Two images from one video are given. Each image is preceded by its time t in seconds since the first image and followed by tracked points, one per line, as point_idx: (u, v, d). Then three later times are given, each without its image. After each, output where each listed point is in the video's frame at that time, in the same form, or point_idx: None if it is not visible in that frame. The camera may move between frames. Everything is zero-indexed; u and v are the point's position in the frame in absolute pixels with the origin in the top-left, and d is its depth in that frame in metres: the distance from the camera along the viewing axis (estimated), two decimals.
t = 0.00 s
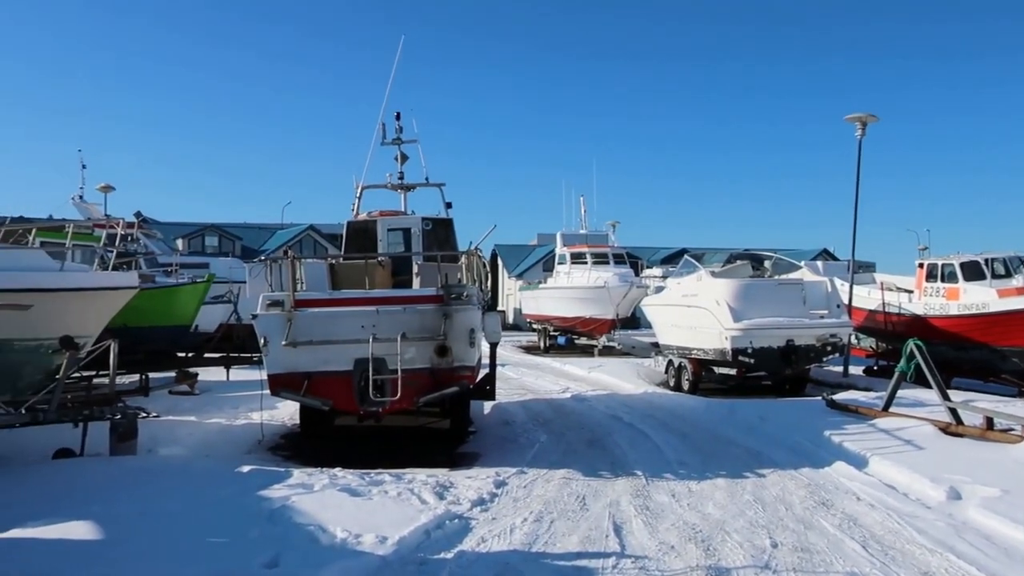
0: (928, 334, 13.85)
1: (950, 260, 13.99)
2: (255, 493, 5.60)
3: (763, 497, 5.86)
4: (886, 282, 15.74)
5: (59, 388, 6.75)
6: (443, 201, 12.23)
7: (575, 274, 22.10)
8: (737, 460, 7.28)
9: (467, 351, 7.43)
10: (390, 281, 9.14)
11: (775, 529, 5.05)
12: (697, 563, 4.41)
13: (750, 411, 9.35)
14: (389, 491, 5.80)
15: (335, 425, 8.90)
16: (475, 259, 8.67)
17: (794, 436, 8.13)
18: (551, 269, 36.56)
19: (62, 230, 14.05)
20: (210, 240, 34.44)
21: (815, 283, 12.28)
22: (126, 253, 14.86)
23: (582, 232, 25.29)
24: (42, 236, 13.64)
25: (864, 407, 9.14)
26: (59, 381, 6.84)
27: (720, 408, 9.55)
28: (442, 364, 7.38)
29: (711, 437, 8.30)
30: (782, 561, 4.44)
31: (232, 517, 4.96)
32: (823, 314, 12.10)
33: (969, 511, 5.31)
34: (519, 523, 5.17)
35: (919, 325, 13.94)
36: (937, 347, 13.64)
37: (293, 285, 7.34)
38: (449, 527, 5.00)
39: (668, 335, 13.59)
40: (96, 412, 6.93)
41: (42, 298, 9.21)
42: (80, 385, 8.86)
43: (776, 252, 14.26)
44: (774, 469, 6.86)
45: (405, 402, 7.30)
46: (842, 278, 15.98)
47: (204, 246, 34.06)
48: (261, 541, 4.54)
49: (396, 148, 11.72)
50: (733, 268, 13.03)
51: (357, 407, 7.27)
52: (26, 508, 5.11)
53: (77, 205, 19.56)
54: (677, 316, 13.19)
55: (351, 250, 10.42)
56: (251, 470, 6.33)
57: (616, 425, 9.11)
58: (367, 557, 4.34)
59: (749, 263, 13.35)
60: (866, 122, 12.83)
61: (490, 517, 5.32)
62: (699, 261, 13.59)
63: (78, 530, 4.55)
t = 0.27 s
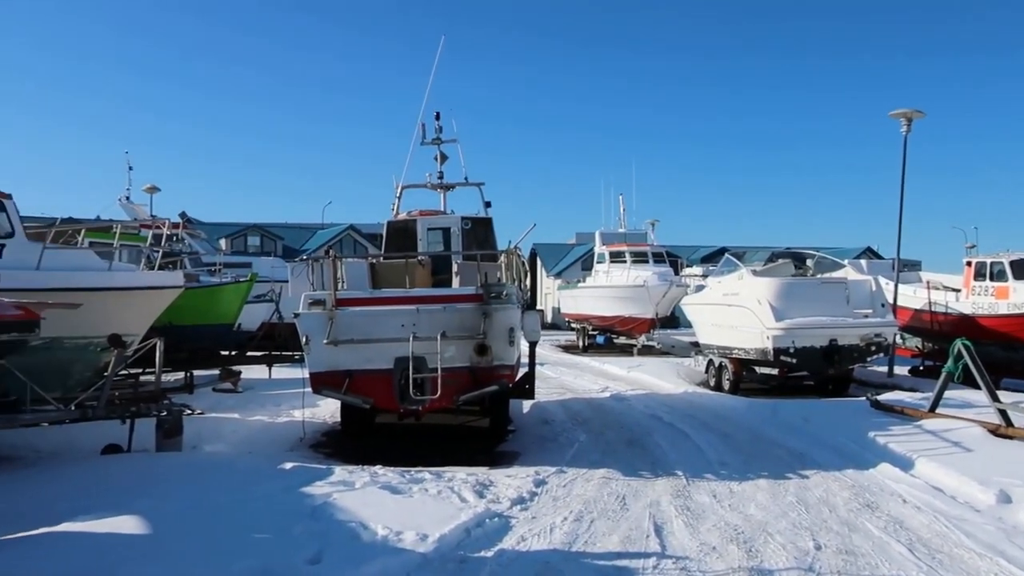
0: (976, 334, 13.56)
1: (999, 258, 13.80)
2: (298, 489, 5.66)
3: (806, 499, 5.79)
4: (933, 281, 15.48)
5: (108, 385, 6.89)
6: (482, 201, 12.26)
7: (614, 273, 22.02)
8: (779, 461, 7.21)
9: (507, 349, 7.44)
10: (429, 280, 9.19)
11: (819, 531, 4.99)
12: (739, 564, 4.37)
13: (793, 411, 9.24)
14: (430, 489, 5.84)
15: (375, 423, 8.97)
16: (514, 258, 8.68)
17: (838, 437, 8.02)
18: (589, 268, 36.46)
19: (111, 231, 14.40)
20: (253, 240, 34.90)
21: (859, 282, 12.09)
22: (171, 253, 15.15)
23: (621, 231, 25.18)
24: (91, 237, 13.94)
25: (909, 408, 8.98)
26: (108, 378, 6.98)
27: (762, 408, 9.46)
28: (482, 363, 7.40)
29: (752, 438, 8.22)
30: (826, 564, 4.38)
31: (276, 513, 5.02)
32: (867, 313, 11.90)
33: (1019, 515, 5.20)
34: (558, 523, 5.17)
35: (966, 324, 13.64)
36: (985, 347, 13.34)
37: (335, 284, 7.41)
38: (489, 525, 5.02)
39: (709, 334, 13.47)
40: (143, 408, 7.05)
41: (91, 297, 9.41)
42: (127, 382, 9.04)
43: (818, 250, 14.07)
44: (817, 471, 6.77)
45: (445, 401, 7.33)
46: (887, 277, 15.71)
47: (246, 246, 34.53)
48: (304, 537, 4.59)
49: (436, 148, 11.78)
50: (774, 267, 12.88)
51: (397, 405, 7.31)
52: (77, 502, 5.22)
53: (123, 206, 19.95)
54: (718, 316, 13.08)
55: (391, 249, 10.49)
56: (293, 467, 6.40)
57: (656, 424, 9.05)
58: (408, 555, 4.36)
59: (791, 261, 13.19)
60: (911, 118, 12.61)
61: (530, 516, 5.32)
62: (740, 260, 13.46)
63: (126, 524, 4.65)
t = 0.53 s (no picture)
0: (1008, 333, 13.35)
1: None
2: (327, 487, 5.70)
3: (835, 499, 5.73)
4: (965, 280, 15.27)
5: (138, 383, 6.97)
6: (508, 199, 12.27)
7: (640, 271, 21.94)
8: (809, 461, 7.15)
9: (533, 348, 7.43)
10: (456, 279, 9.22)
11: (848, 532, 4.95)
12: (768, 564, 4.34)
13: (821, 410, 9.16)
14: (456, 487, 5.85)
15: (402, 421, 9.01)
16: (540, 257, 8.68)
17: (868, 437, 7.93)
18: (615, 266, 36.39)
19: (141, 230, 14.56)
20: (280, 240, 35.18)
21: (889, 281, 11.97)
22: (200, 253, 15.30)
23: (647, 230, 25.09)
24: (122, 236, 14.12)
25: (941, 408, 8.86)
26: (138, 376, 7.07)
27: (790, 408, 9.38)
28: (508, 362, 7.40)
29: (781, 437, 8.15)
30: (856, 564, 4.34)
31: (305, 511, 5.05)
32: (897, 312, 11.74)
33: None
34: (585, 521, 5.17)
35: (998, 323, 13.44)
36: (1018, 347, 13.14)
37: (362, 283, 7.45)
38: (516, 524, 5.02)
39: (736, 333, 13.39)
40: (173, 405, 7.16)
41: (122, 296, 9.53)
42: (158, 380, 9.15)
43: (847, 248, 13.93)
44: (846, 471, 6.71)
45: (471, 399, 7.34)
46: (918, 276, 15.53)
47: (274, 245, 34.81)
48: (333, 534, 4.62)
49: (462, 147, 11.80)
50: (802, 265, 12.77)
51: (424, 403, 7.34)
52: (110, 498, 5.29)
53: (154, 206, 20.18)
54: (745, 314, 12.99)
55: (418, 248, 10.53)
56: (321, 465, 6.45)
57: (683, 424, 9.01)
58: (435, 552, 4.38)
59: (820, 260, 13.07)
60: (943, 114, 12.44)
61: (556, 515, 5.32)
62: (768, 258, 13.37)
63: (157, 520, 4.71)
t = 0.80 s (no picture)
0: None
1: None
2: (354, 485, 5.74)
3: (864, 500, 5.68)
4: (996, 278, 15.05)
5: (168, 382, 7.07)
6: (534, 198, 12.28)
7: (665, 270, 21.86)
8: (837, 461, 7.09)
9: (559, 347, 7.42)
10: (481, 279, 9.24)
11: (878, 533, 4.90)
12: (795, 565, 4.32)
13: (850, 410, 9.07)
14: (482, 486, 5.86)
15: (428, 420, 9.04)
16: (566, 257, 8.66)
17: (897, 437, 7.84)
18: (640, 265, 36.28)
19: (170, 231, 14.74)
20: (306, 240, 35.44)
21: (919, 279, 11.84)
22: (228, 253, 15.46)
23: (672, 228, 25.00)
24: (152, 237, 14.31)
25: (972, 408, 8.75)
26: (168, 375, 7.16)
27: (819, 408, 9.29)
28: (533, 361, 7.40)
29: (809, 437, 8.09)
30: (885, 566, 4.30)
31: (332, 509, 5.09)
32: (928, 310, 11.64)
33: None
34: (611, 521, 5.16)
35: None
36: None
37: (388, 283, 7.49)
38: (542, 523, 5.03)
39: (763, 332, 13.30)
40: (202, 404, 7.27)
41: (152, 296, 9.65)
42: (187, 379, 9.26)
43: (876, 247, 13.79)
44: (876, 471, 6.64)
45: (497, 399, 7.34)
46: (948, 274, 15.33)
47: (300, 245, 35.06)
48: (360, 533, 4.65)
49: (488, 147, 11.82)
50: (830, 264, 12.66)
51: (449, 403, 7.36)
52: (140, 496, 5.37)
53: (182, 206, 20.42)
54: (772, 313, 12.90)
55: (444, 248, 10.57)
56: (348, 463, 6.48)
57: (710, 423, 8.96)
58: (462, 551, 4.40)
59: (848, 258, 12.95)
60: (973, 110, 12.28)
61: (582, 514, 5.32)
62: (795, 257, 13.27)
63: (186, 517, 4.76)
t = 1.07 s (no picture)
0: None
1: None
2: (375, 484, 5.76)
3: (888, 501, 5.63)
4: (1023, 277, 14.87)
5: (192, 380, 7.10)
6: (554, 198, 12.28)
7: (686, 270, 21.78)
8: (860, 461, 7.03)
9: (579, 347, 7.41)
10: (502, 278, 9.25)
11: (901, 534, 4.86)
12: (818, 566, 4.29)
13: (874, 411, 8.99)
14: (503, 485, 5.87)
15: (449, 420, 9.06)
16: (586, 256, 8.65)
17: (921, 438, 7.77)
18: (660, 265, 36.16)
19: (194, 231, 14.87)
20: (327, 240, 35.62)
21: (943, 279, 11.72)
22: (250, 253, 15.58)
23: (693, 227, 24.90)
24: (175, 237, 14.45)
25: (997, 409, 8.65)
26: (192, 374, 7.19)
27: (841, 408, 9.22)
28: (554, 361, 7.39)
29: (831, 437, 8.03)
30: (909, 568, 4.26)
31: (354, 508, 5.11)
32: (952, 310, 11.53)
33: None
34: (632, 521, 5.15)
35: None
36: None
37: (409, 282, 7.52)
38: (562, 523, 5.02)
39: (784, 332, 13.22)
40: (225, 403, 7.29)
41: (175, 295, 9.75)
42: (210, 378, 9.34)
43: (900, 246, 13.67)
44: (899, 472, 6.58)
45: (517, 398, 7.34)
46: (973, 273, 15.16)
47: (322, 245, 35.25)
48: (381, 531, 4.66)
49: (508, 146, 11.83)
50: (853, 263, 12.56)
51: (470, 402, 7.37)
52: (164, 493, 5.42)
53: (205, 207, 20.60)
54: (794, 313, 12.82)
55: (465, 247, 10.59)
56: (369, 462, 6.51)
57: (731, 424, 8.91)
58: (482, 550, 4.41)
59: (871, 257, 12.85)
60: (999, 107, 12.14)
61: (603, 514, 5.31)
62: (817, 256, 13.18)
63: (209, 515, 4.81)
